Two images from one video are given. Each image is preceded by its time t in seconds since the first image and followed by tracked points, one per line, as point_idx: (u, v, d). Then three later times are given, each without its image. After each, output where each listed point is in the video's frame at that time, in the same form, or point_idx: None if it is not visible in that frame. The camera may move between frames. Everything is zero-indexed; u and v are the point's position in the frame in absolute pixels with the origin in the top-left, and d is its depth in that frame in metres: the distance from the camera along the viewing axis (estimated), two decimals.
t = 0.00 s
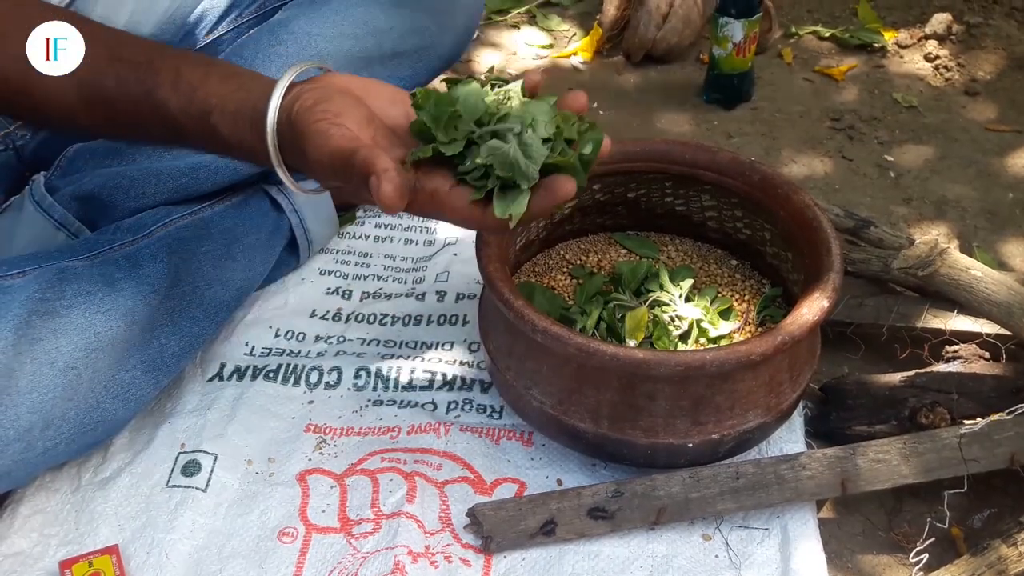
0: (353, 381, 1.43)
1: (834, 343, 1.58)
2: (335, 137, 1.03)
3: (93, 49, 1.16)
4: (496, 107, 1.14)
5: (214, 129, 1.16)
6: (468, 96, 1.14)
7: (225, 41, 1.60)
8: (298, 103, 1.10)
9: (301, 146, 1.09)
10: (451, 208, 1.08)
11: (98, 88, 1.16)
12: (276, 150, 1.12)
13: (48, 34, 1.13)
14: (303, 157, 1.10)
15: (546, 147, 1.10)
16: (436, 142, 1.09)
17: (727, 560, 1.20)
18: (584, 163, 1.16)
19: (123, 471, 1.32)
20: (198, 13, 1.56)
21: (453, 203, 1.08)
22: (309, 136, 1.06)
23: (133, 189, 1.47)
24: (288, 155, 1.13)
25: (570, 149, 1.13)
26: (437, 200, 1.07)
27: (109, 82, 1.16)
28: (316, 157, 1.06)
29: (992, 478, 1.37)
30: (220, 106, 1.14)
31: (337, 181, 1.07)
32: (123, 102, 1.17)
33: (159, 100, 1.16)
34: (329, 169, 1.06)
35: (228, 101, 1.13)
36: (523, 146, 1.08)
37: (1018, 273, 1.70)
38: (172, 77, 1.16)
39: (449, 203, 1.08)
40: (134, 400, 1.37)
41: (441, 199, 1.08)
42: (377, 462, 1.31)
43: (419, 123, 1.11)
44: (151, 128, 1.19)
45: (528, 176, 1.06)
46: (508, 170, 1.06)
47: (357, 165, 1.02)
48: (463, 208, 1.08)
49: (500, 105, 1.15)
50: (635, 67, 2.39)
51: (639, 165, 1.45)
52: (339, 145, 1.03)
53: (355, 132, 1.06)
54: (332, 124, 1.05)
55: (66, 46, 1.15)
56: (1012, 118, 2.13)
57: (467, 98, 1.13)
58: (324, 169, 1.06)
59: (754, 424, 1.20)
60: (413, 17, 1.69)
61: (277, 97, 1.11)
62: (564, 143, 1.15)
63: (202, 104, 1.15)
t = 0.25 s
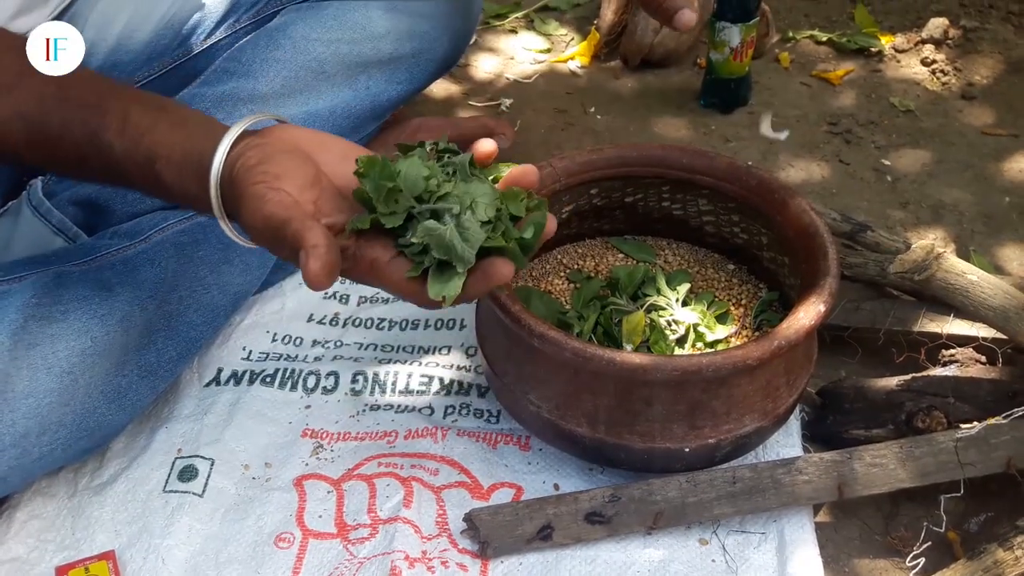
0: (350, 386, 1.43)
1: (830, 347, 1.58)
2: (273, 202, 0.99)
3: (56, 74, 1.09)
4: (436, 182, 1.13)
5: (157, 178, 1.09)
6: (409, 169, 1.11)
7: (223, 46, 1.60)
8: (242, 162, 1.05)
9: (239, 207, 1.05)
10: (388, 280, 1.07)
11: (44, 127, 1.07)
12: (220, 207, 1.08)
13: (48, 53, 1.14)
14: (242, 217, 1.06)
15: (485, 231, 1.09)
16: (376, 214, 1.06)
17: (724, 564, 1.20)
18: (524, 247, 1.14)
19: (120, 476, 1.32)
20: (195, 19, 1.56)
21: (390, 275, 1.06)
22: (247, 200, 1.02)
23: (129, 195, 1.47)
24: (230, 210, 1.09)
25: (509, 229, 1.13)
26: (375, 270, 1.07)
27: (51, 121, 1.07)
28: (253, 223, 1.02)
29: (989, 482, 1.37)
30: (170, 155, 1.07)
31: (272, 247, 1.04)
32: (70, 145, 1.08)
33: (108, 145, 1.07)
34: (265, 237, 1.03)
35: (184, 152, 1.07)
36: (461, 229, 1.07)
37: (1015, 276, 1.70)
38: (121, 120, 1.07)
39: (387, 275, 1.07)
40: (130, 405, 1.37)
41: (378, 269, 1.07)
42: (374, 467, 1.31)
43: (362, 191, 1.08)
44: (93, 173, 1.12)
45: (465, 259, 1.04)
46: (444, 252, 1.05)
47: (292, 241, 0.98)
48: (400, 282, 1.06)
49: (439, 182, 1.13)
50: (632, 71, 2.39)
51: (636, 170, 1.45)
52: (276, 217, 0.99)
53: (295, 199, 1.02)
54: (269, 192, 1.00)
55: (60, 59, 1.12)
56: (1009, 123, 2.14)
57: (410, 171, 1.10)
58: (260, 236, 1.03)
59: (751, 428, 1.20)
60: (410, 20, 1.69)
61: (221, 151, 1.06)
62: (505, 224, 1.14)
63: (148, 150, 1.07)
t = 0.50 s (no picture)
0: (347, 390, 1.43)
1: (827, 350, 1.58)
2: (265, 232, 0.99)
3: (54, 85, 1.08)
4: (428, 214, 1.09)
5: (148, 199, 1.09)
6: (401, 201, 1.08)
7: (220, 51, 1.60)
8: (234, 186, 1.05)
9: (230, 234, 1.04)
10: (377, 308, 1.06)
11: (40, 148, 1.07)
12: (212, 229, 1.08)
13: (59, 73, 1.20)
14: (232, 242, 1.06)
15: (477, 264, 1.07)
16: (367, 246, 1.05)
17: (721, 567, 1.20)
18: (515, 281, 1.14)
19: (117, 481, 1.32)
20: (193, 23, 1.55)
21: (380, 305, 1.06)
22: (237, 227, 1.02)
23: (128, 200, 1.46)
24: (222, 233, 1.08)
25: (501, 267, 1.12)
26: (367, 299, 1.06)
27: (43, 139, 1.06)
28: (241, 251, 1.02)
29: (986, 484, 1.37)
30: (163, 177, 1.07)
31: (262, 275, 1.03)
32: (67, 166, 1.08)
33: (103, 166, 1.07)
34: (254, 266, 1.02)
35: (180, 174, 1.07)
36: (452, 263, 1.05)
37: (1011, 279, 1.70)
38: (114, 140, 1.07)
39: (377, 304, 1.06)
40: (127, 411, 1.37)
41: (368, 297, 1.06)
42: (371, 472, 1.31)
43: (354, 222, 1.06)
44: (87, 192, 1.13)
45: (455, 293, 1.03)
46: (436, 287, 1.03)
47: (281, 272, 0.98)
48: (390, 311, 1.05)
49: (432, 213, 1.11)
50: (629, 75, 2.39)
51: (633, 174, 1.45)
52: (265, 247, 0.98)
53: (286, 227, 1.01)
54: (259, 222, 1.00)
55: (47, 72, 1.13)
56: (1005, 126, 2.14)
57: (402, 203, 1.07)
58: (250, 265, 1.02)
59: (748, 432, 1.20)
60: (408, 25, 1.69)
61: (214, 173, 1.06)
62: (498, 257, 1.13)
63: (139, 171, 1.07)
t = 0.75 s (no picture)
0: (343, 395, 1.43)
1: (822, 352, 1.59)
2: (330, 152, 0.87)
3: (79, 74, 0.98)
4: (496, 128, 0.98)
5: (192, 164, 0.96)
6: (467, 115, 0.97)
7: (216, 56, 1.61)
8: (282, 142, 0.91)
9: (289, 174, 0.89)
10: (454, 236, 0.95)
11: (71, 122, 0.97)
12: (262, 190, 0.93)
13: (57, 48, 1.04)
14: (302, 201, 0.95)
15: (553, 168, 0.95)
16: (429, 166, 0.93)
17: (718, 570, 1.20)
18: (591, 185, 0.98)
19: (112, 487, 1.32)
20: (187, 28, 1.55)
21: (454, 227, 0.93)
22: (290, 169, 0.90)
23: (122, 205, 1.48)
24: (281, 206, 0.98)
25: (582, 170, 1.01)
26: (435, 225, 0.93)
27: (78, 115, 0.96)
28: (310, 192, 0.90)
29: (982, 485, 1.38)
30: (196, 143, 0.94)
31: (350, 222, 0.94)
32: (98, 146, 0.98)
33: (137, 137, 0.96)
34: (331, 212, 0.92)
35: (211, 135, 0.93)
36: (527, 165, 0.93)
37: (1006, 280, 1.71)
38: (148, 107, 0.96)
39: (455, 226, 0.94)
40: (123, 416, 1.37)
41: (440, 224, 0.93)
42: (367, 476, 1.31)
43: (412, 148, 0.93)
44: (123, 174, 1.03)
45: (535, 193, 0.92)
46: (513, 191, 0.92)
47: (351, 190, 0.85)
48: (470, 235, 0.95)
49: (500, 127, 0.99)
50: (624, 77, 2.39)
51: (627, 177, 1.45)
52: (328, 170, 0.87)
53: (349, 150, 0.89)
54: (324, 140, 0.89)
55: (61, 56, 1.04)
56: (999, 126, 2.15)
57: (465, 118, 0.96)
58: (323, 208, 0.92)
59: (743, 435, 1.20)
60: (402, 30, 1.70)
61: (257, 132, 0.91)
62: (568, 167, 0.99)
63: (179, 132, 0.95)
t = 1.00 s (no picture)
0: (339, 397, 1.43)
1: (817, 352, 1.59)
2: None
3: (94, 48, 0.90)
4: None
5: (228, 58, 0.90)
6: None
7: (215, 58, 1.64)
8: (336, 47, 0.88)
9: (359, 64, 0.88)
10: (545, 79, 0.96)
11: (112, 59, 0.90)
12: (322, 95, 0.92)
13: (48, 33, 0.89)
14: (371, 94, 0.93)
15: None
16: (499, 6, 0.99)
17: (713, 571, 1.20)
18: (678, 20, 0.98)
19: (108, 490, 1.32)
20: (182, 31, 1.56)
21: (527, 61, 0.94)
22: (352, 45, 0.86)
23: (117, 208, 1.49)
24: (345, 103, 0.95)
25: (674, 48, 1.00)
26: (511, 63, 0.93)
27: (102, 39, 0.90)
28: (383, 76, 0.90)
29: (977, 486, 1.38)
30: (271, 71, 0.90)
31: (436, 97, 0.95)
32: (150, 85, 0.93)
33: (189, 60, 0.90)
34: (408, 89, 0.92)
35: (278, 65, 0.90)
36: None
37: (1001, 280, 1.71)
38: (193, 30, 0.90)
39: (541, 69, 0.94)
40: (118, 420, 1.36)
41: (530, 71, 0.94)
42: (363, 478, 1.31)
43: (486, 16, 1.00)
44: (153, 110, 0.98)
45: None
46: None
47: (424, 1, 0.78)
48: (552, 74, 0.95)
49: None
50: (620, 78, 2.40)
51: (621, 178, 1.45)
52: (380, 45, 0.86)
53: None
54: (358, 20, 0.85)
55: (68, 46, 0.90)
56: (995, 126, 2.15)
57: None
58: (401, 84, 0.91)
59: (738, 436, 1.20)
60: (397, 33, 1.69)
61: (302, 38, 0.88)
62: None
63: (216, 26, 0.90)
